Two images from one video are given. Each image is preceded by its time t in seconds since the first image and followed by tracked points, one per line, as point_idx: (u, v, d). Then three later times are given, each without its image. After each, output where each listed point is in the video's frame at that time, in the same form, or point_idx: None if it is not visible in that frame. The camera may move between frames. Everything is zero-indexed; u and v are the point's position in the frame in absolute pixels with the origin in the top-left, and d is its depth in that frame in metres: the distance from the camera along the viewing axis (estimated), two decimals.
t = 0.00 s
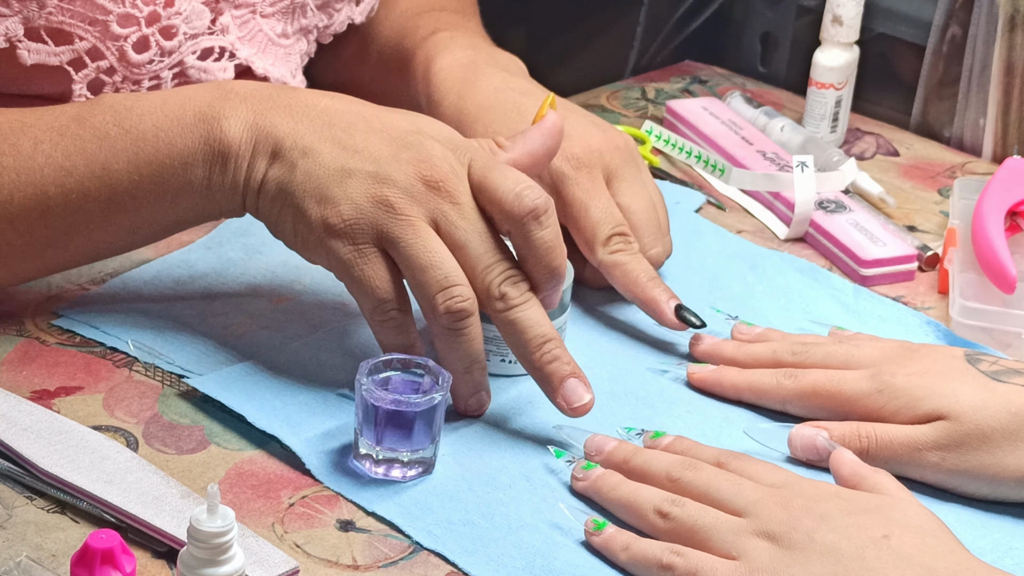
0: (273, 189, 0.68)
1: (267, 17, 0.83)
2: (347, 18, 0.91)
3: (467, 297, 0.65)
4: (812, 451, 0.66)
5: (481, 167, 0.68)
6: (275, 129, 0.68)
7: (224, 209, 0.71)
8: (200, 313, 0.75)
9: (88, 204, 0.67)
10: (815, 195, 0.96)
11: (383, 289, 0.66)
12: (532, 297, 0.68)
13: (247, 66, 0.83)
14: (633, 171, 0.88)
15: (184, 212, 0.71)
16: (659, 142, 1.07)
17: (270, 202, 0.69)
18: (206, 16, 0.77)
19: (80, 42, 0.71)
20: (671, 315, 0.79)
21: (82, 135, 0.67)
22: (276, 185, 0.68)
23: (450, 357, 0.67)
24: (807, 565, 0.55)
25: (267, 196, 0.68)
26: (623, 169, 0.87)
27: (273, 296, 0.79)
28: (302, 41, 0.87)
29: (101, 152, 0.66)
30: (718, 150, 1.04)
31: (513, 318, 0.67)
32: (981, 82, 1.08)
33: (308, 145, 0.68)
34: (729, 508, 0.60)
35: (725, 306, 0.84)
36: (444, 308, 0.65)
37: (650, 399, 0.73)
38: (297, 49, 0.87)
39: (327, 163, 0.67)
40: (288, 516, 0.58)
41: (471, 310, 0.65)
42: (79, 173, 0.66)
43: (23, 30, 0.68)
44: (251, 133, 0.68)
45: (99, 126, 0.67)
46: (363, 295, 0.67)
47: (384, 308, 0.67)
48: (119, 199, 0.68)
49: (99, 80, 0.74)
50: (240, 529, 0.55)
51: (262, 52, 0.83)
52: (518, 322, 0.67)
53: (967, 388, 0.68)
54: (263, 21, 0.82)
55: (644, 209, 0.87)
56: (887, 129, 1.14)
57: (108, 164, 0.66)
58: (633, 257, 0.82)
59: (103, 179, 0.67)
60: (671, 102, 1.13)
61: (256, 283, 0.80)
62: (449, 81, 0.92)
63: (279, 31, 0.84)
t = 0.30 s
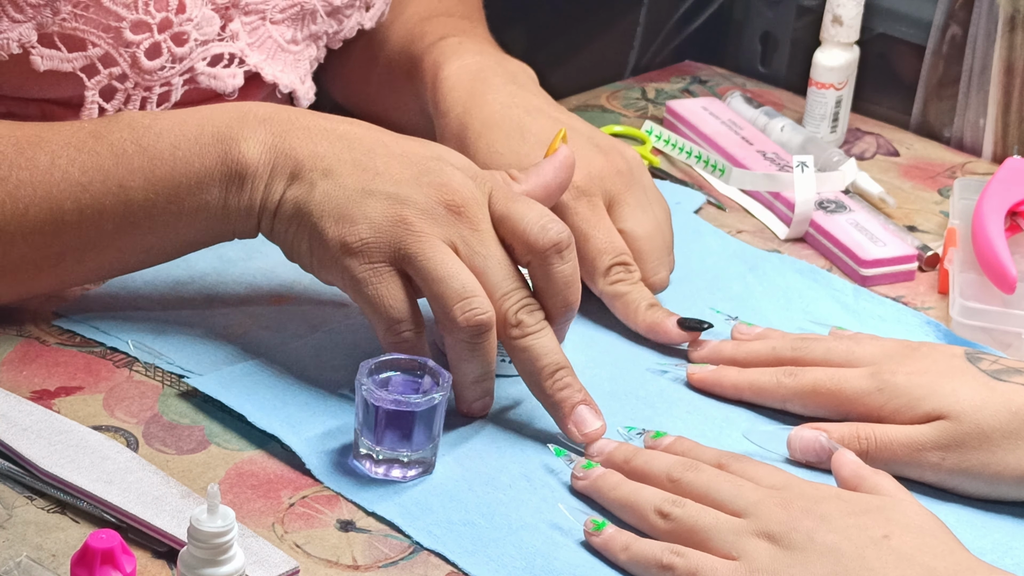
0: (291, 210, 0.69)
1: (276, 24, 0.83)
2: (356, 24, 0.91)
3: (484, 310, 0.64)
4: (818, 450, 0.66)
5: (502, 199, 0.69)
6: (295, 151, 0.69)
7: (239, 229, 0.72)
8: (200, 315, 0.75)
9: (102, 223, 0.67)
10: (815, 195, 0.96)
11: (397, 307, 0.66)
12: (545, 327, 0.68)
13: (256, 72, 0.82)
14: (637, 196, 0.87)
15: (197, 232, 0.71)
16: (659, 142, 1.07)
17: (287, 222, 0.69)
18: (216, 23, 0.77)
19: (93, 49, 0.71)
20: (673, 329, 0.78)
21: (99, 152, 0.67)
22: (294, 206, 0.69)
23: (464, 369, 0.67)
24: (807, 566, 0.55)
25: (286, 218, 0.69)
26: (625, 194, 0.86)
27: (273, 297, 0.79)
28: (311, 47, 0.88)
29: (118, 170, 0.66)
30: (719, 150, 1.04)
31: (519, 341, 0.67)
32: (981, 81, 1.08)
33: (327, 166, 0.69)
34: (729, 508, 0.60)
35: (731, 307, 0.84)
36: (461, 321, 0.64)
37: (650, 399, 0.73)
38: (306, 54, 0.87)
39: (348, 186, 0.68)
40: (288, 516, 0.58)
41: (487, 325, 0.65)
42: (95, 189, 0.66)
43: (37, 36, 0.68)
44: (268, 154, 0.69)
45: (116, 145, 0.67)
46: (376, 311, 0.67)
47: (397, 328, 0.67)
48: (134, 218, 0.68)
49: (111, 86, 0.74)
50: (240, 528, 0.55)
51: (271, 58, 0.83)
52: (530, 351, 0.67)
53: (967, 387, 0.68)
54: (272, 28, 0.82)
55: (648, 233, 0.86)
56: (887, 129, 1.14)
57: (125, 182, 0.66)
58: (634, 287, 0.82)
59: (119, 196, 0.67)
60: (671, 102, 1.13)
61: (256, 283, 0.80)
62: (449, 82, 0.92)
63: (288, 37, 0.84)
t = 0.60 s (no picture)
0: (348, 128, 0.62)
1: (275, 15, 0.84)
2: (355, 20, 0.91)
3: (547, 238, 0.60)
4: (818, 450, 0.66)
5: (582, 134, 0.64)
6: (349, 64, 0.63)
7: (301, 149, 0.66)
8: (201, 315, 0.75)
9: (161, 153, 0.65)
10: (815, 195, 0.96)
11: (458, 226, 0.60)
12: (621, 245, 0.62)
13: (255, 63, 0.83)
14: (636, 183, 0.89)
15: (272, 154, 0.67)
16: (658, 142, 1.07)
17: (344, 142, 0.63)
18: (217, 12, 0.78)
19: (91, 25, 0.71)
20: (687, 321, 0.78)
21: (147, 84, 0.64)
22: (350, 122, 0.62)
23: (525, 303, 0.62)
24: (807, 566, 0.55)
25: (343, 135, 0.63)
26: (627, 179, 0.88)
27: (273, 297, 0.79)
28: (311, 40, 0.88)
29: (168, 100, 0.64)
30: (719, 150, 1.04)
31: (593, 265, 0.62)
32: (982, 81, 1.08)
33: (384, 82, 0.62)
34: (729, 507, 0.60)
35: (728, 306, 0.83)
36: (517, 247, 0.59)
37: (650, 399, 0.73)
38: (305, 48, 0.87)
39: (383, 97, 0.62)
40: (288, 516, 0.58)
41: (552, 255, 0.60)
42: (146, 121, 0.63)
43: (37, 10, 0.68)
44: (320, 69, 0.63)
45: (165, 74, 0.64)
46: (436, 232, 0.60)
47: (456, 251, 0.60)
48: (197, 146, 0.65)
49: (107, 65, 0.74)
50: (240, 529, 0.55)
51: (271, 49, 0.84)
52: (605, 271, 0.61)
53: (967, 386, 0.68)
54: (272, 19, 0.84)
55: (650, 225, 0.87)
56: (887, 129, 1.14)
57: (176, 110, 0.64)
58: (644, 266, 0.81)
59: (172, 124, 0.64)
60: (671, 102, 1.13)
61: (256, 282, 0.80)
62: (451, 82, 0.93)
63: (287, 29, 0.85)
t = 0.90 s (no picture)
0: (511, 210, 0.65)
1: (282, 4, 0.83)
2: (363, 7, 0.93)
3: (734, 310, 0.61)
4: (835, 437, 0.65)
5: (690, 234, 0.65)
6: (514, 144, 0.66)
7: (444, 214, 0.68)
8: (202, 316, 0.75)
9: (305, 204, 0.65)
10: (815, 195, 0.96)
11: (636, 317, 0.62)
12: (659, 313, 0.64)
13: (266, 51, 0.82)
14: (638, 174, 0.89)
15: (403, 216, 0.68)
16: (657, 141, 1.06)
17: (499, 222, 0.66)
18: None
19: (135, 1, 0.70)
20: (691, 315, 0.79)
21: (304, 131, 0.65)
22: (514, 206, 0.65)
23: (715, 378, 0.63)
24: (807, 566, 0.55)
25: (501, 217, 0.66)
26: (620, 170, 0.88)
27: (274, 297, 0.79)
28: (317, 29, 0.88)
29: (322, 151, 0.64)
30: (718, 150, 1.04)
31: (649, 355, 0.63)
32: (981, 81, 1.08)
33: (550, 170, 0.65)
34: (729, 508, 0.60)
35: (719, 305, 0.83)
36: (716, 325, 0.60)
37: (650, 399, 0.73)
38: (312, 36, 0.87)
39: (554, 181, 0.65)
40: (288, 516, 0.58)
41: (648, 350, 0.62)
42: (297, 169, 0.64)
43: None
44: (480, 140, 0.66)
45: (321, 124, 0.65)
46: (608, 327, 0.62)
47: (633, 344, 0.62)
48: (334, 202, 0.65)
49: (148, 46, 0.73)
50: (240, 528, 0.55)
51: (279, 38, 0.83)
52: (777, 367, 0.64)
53: (966, 386, 0.68)
54: (279, 7, 0.82)
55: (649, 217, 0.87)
56: (887, 129, 1.14)
57: (328, 164, 0.64)
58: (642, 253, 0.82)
59: (323, 177, 0.64)
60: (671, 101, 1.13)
61: (256, 282, 0.80)
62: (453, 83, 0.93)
63: (294, 18, 0.84)
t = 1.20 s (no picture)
0: (434, 195, 0.66)
1: (279, 9, 0.83)
2: (355, 13, 0.92)
3: (658, 287, 0.62)
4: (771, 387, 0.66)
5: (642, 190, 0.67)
6: (433, 130, 0.67)
7: (369, 200, 0.69)
8: (201, 315, 0.75)
9: (227, 196, 0.65)
10: (815, 195, 0.96)
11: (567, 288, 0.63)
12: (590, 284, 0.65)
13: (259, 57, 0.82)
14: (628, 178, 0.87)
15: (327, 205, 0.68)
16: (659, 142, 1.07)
17: (428, 206, 0.67)
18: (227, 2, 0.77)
19: (107, 14, 0.71)
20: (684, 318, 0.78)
21: (223, 125, 0.65)
22: (439, 191, 0.66)
23: (648, 351, 0.64)
24: (804, 567, 0.55)
25: (426, 199, 0.66)
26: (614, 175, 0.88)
27: (272, 297, 0.79)
28: (312, 35, 0.88)
29: (241, 145, 0.64)
30: (719, 150, 1.04)
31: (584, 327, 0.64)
32: (981, 81, 1.08)
33: (469, 151, 0.66)
34: (727, 508, 0.60)
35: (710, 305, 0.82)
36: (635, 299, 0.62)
37: (650, 399, 0.73)
38: (308, 42, 0.87)
39: (477, 163, 0.65)
40: (288, 516, 0.58)
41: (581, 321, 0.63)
42: (220, 164, 0.64)
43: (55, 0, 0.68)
44: (399, 129, 0.67)
45: (242, 118, 0.65)
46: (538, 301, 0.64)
47: (565, 316, 0.63)
48: (255, 194, 0.65)
49: (122, 55, 0.74)
50: (240, 529, 0.55)
51: (275, 43, 0.83)
52: (715, 321, 0.65)
53: (967, 385, 0.68)
54: (276, 13, 0.83)
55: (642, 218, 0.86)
56: (887, 129, 1.14)
57: (251, 157, 0.65)
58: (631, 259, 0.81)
59: (245, 171, 0.65)
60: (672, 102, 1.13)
61: (256, 282, 0.80)
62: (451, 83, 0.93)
63: (291, 23, 0.84)
